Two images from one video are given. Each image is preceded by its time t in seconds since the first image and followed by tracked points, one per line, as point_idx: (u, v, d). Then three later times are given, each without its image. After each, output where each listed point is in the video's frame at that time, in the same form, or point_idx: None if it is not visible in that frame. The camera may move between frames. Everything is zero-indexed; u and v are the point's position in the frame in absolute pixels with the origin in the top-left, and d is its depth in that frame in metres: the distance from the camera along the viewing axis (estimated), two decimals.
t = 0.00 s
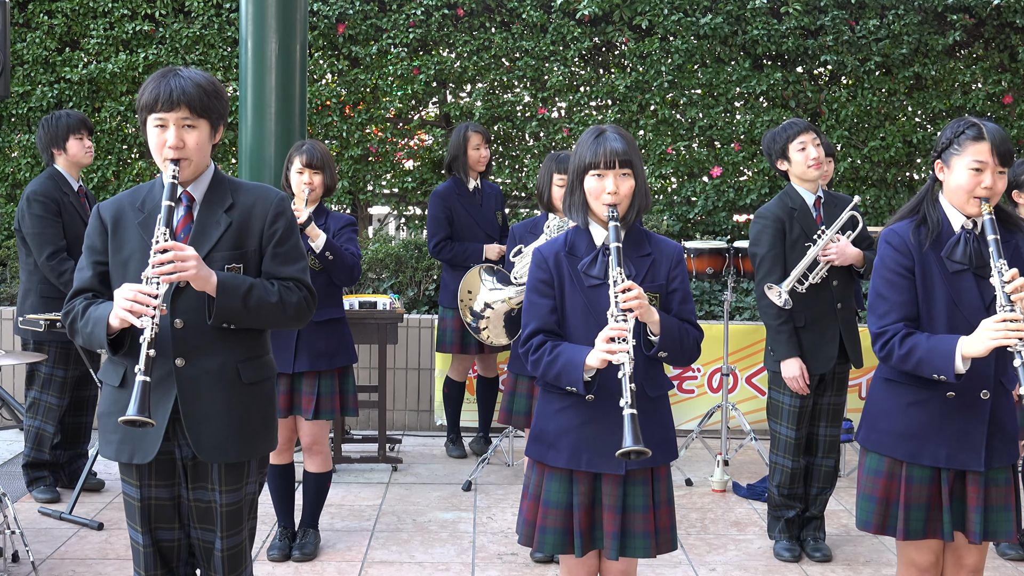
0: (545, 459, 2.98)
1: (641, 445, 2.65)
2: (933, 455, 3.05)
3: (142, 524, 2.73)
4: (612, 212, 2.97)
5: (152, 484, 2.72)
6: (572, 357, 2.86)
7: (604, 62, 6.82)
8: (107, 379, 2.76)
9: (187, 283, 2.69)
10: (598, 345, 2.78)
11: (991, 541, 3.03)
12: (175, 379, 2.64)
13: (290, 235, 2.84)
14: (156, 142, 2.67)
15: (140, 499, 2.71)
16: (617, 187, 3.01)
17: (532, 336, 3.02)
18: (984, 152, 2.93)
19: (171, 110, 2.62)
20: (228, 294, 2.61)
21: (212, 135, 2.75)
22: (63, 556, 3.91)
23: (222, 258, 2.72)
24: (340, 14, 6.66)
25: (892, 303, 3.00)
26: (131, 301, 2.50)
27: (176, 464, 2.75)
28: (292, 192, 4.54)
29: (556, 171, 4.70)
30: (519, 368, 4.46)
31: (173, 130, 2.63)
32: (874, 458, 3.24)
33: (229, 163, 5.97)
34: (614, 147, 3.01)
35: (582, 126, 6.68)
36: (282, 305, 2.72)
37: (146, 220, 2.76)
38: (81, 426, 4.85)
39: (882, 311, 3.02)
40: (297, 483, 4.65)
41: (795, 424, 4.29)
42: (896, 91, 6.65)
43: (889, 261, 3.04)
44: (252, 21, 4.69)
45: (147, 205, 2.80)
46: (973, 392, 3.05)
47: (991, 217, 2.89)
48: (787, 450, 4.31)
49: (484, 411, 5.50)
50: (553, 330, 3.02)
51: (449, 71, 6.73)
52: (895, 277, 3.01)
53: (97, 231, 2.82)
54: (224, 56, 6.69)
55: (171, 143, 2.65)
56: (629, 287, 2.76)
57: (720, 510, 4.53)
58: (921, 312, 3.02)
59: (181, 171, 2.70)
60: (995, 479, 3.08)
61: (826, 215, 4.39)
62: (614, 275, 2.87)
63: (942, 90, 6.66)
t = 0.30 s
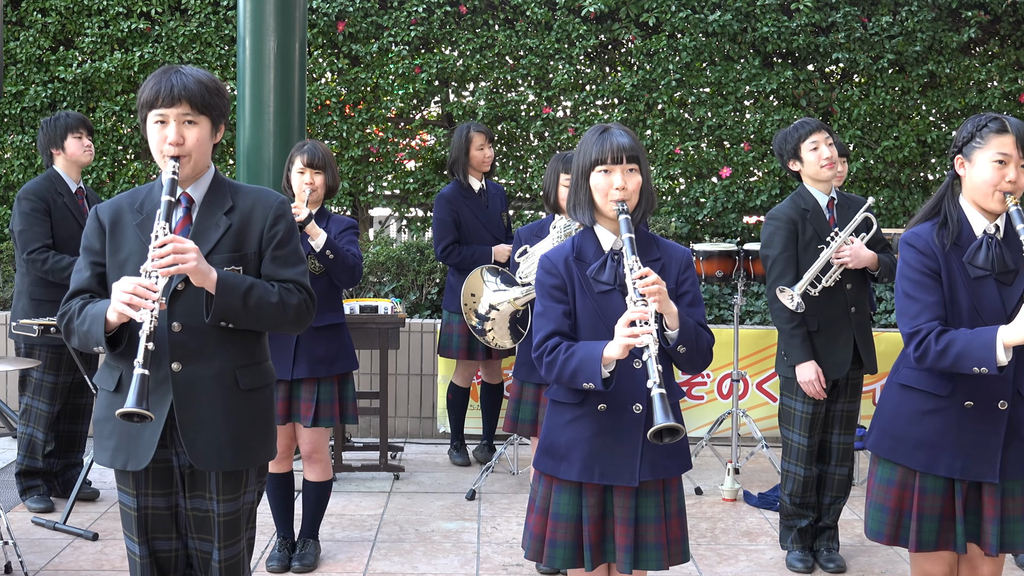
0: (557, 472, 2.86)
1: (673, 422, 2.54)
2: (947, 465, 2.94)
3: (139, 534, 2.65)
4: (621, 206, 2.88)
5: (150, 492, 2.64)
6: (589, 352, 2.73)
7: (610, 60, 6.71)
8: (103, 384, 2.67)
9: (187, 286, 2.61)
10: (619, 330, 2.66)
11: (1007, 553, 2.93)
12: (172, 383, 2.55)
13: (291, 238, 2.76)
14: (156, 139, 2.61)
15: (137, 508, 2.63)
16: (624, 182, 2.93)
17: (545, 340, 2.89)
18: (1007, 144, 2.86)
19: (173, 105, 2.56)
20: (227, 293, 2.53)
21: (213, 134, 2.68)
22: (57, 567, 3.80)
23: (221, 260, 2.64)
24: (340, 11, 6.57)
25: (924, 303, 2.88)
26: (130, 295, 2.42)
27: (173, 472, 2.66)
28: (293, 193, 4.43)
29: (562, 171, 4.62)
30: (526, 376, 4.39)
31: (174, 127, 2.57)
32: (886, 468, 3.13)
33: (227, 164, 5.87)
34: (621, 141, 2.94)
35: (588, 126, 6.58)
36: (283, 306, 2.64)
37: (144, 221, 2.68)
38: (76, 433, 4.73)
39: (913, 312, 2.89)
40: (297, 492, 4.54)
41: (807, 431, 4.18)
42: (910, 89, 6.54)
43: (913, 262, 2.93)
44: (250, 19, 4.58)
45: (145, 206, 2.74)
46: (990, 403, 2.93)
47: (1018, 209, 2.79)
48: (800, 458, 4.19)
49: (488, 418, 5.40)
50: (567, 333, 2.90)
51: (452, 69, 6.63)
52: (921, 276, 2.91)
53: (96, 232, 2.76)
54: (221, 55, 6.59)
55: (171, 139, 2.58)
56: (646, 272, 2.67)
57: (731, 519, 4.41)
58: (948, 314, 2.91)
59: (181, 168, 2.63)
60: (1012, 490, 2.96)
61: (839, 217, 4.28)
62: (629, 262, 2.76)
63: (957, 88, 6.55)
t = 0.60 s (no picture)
0: (566, 486, 2.74)
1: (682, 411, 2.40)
2: (964, 472, 2.83)
3: (134, 546, 2.57)
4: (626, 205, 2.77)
5: (146, 502, 2.57)
6: (595, 350, 2.63)
7: (617, 59, 6.60)
8: (99, 391, 2.63)
9: (184, 290, 2.56)
10: (626, 324, 2.55)
11: None
12: (169, 389, 2.51)
13: (291, 241, 2.72)
14: (156, 138, 2.58)
15: (132, 519, 2.56)
16: (630, 182, 2.83)
17: (551, 342, 2.77)
18: None
19: (173, 102, 2.54)
20: (226, 291, 2.49)
21: (214, 134, 2.66)
22: None
23: (220, 262, 2.61)
24: (340, 9, 6.47)
25: (944, 300, 2.76)
26: (125, 289, 2.38)
27: (170, 481, 2.59)
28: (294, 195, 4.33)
29: (567, 172, 4.52)
30: (531, 384, 4.30)
31: (174, 123, 2.55)
32: (903, 479, 3.02)
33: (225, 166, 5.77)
34: (627, 141, 2.83)
35: (595, 126, 6.46)
36: (282, 307, 2.58)
37: (141, 224, 2.66)
38: (68, 442, 4.62)
39: (934, 309, 2.77)
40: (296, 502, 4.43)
41: (816, 439, 4.06)
42: (926, 88, 6.42)
43: (932, 261, 2.83)
44: (248, 18, 4.47)
45: (142, 209, 2.72)
46: (1010, 409, 2.82)
47: None
48: (810, 466, 4.07)
49: (492, 426, 5.27)
50: (574, 337, 2.78)
51: (455, 68, 6.52)
52: (940, 275, 2.80)
53: (91, 235, 2.74)
54: (218, 54, 6.49)
55: (171, 136, 2.55)
56: (654, 266, 2.59)
57: (741, 530, 4.29)
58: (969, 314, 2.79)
59: (180, 166, 2.59)
60: None
61: (854, 220, 4.18)
62: (636, 258, 2.66)
63: (974, 87, 6.42)
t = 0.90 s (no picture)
0: (570, 496, 2.63)
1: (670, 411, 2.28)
2: (985, 482, 2.72)
3: (132, 556, 2.50)
4: (633, 205, 2.66)
5: (144, 511, 2.50)
6: (594, 354, 2.52)
7: (625, 57, 6.50)
8: (95, 397, 2.56)
9: (184, 292, 2.48)
10: (622, 324, 2.45)
11: None
12: (168, 395, 2.42)
13: (293, 243, 2.64)
14: (156, 137, 2.52)
15: (130, 528, 2.49)
16: (639, 181, 2.71)
17: (554, 348, 2.66)
18: None
19: (175, 100, 2.48)
20: (226, 293, 2.40)
21: (216, 134, 2.60)
22: None
23: (220, 265, 2.54)
24: (340, 7, 6.38)
25: (961, 300, 2.67)
26: (124, 289, 2.30)
27: (169, 490, 2.53)
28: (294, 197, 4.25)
29: (576, 172, 4.41)
30: (538, 393, 4.17)
31: (175, 122, 2.49)
32: (921, 490, 2.90)
33: (222, 167, 5.66)
34: (636, 139, 2.73)
35: (602, 126, 6.36)
36: (283, 310, 2.50)
37: (139, 226, 2.60)
38: (61, 451, 4.50)
39: (951, 309, 2.68)
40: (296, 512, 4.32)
41: (823, 446, 4.03)
42: (942, 87, 6.31)
43: (946, 263, 2.75)
44: (246, 17, 4.37)
45: (142, 212, 2.67)
46: None
47: None
48: (819, 474, 4.03)
49: (496, 435, 5.17)
50: (577, 343, 2.67)
51: (459, 67, 6.41)
52: (955, 275, 2.72)
53: (90, 238, 2.69)
54: (216, 53, 6.40)
55: (172, 135, 2.49)
56: (654, 265, 2.47)
57: (754, 541, 4.17)
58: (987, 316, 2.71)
59: (181, 166, 2.52)
60: None
61: (870, 221, 4.10)
62: (637, 258, 2.56)
63: (992, 86, 6.32)
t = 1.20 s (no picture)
0: (572, 507, 2.52)
1: (648, 450, 2.22)
2: (1003, 488, 2.61)
3: (131, 565, 2.52)
4: (639, 212, 2.55)
5: (143, 519, 2.52)
6: (591, 373, 2.44)
7: (634, 55, 6.39)
8: (94, 402, 2.57)
9: (185, 296, 2.52)
10: (613, 347, 2.37)
11: None
12: (168, 400, 2.46)
13: (296, 246, 2.68)
14: (158, 137, 2.56)
15: (128, 537, 2.51)
16: (647, 186, 2.60)
17: (557, 363, 2.58)
18: None
19: (177, 100, 2.52)
20: (227, 294, 2.45)
21: (218, 136, 2.65)
22: None
23: (221, 267, 2.58)
24: (341, 4, 6.29)
25: (977, 298, 2.58)
26: (124, 290, 2.35)
27: (169, 498, 2.54)
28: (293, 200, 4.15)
29: (586, 174, 4.32)
30: (543, 403, 4.11)
31: (177, 121, 2.52)
32: (938, 500, 2.77)
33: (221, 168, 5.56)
34: (646, 143, 2.61)
35: (611, 126, 6.25)
36: (285, 313, 2.53)
37: (140, 228, 2.63)
38: (54, 459, 4.39)
39: (965, 307, 2.60)
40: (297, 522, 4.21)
41: (832, 452, 3.95)
42: (959, 85, 6.21)
43: (963, 261, 2.65)
44: (246, 14, 4.27)
45: (141, 213, 2.67)
46: None
47: None
48: (831, 482, 3.95)
49: (500, 443, 5.06)
50: (581, 356, 2.57)
51: (463, 65, 6.32)
52: (971, 274, 2.62)
53: (89, 240, 2.71)
54: (214, 50, 6.30)
55: (174, 134, 2.53)
56: (649, 284, 2.36)
57: (767, 552, 4.04)
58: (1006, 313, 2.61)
59: (183, 166, 2.57)
60: None
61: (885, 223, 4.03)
62: (636, 273, 2.46)
63: (1010, 84, 6.21)
